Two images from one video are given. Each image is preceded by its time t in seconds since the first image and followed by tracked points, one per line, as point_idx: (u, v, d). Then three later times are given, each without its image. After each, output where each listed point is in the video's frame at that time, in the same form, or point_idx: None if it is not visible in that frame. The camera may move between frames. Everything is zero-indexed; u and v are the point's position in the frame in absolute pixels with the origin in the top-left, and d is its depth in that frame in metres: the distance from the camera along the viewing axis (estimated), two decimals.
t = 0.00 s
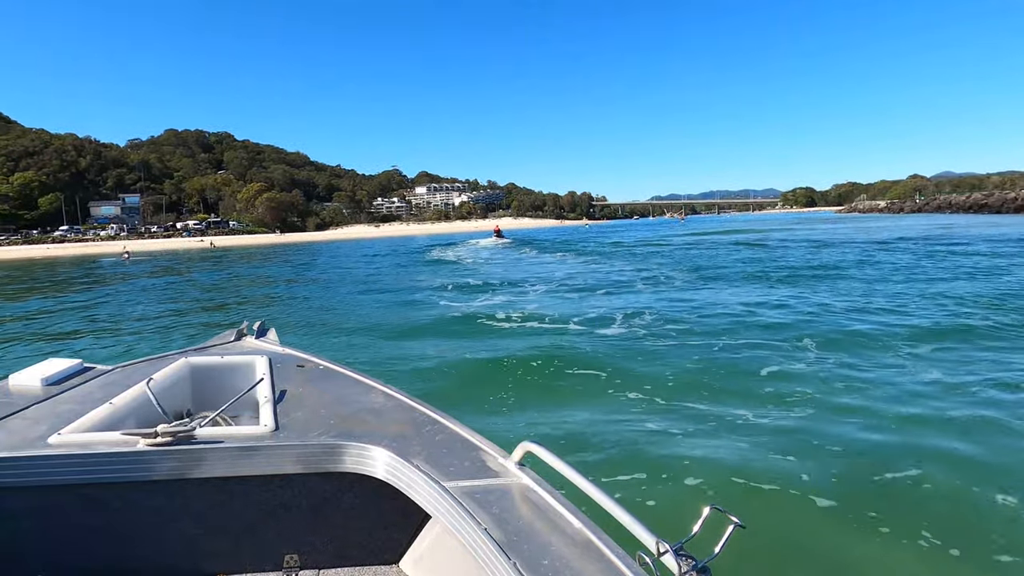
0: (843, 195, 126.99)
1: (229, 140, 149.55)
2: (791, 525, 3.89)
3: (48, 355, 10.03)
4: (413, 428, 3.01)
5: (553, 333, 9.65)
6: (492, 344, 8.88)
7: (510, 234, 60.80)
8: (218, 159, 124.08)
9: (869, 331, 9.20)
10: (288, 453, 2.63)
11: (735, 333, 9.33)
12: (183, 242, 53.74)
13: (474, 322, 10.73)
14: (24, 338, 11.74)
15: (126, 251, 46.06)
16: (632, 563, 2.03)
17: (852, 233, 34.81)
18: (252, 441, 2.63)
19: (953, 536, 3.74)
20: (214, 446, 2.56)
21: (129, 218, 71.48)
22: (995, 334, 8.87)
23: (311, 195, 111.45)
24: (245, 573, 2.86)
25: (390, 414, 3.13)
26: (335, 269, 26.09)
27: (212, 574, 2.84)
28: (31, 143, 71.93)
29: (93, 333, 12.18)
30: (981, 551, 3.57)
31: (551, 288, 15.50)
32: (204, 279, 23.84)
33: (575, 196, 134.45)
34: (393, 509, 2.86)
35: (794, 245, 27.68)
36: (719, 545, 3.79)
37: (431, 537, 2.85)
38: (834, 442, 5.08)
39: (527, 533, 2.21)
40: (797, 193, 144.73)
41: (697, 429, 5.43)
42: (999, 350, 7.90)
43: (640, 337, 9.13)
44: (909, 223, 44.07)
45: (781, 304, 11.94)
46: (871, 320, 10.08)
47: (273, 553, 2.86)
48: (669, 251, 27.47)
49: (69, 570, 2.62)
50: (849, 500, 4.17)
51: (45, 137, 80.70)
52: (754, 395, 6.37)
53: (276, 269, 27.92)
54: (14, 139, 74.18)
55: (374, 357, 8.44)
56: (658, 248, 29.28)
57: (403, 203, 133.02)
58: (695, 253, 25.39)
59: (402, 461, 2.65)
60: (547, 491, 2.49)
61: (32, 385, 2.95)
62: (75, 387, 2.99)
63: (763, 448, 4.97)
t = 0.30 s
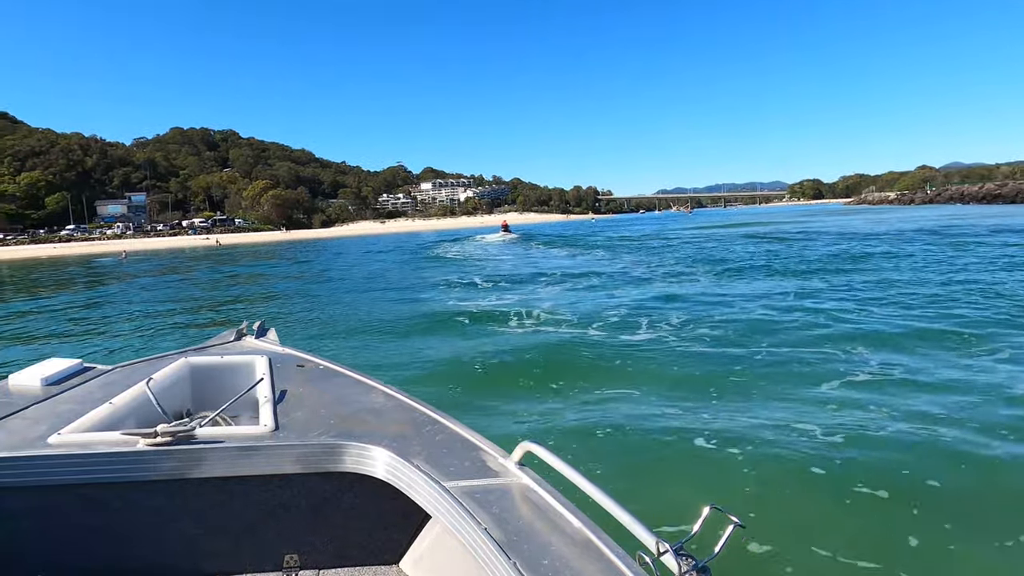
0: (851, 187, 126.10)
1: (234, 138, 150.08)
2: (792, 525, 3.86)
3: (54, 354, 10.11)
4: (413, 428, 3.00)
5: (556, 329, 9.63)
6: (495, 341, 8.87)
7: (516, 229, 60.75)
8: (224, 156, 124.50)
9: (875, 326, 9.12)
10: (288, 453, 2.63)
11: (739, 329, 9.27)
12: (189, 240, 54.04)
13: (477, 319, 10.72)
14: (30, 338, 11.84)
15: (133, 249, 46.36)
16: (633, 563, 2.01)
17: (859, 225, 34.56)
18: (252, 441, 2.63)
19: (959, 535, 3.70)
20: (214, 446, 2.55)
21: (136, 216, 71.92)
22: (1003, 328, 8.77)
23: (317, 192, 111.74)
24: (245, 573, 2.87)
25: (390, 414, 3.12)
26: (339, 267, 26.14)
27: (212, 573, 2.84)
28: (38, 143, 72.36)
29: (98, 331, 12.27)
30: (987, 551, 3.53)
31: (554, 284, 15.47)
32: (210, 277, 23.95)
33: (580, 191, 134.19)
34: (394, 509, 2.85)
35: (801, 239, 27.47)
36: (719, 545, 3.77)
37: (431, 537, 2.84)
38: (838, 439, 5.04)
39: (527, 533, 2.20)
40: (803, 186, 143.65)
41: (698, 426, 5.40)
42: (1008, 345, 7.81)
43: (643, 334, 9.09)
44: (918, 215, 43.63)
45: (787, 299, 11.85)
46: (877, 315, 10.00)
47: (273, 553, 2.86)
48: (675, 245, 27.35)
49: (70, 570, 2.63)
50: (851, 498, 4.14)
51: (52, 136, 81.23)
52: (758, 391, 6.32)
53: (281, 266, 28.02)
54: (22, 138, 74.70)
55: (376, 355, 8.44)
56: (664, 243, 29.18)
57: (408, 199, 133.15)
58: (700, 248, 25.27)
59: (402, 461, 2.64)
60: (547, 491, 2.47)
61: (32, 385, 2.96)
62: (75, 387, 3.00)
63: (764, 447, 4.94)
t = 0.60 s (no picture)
0: (857, 182, 125.44)
1: (238, 137, 150.42)
2: (793, 524, 3.84)
3: (60, 354, 10.19)
4: (413, 428, 2.99)
5: (559, 327, 9.61)
6: (496, 339, 8.87)
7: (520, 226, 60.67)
8: (228, 155, 124.82)
9: (879, 324, 9.07)
10: (288, 453, 2.62)
11: (743, 326, 9.23)
12: (193, 239, 54.20)
13: (479, 317, 10.73)
14: (36, 338, 11.92)
15: (138, 249, 46.53)
16: (632, 563, 2.00)
17: (865, 220, 34.31)
18: (252, 441, 2.63)
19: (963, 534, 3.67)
20: (214, 446, 2.55)
21: (141, 216, 72.22)
22: (1009, 324, 8.70)
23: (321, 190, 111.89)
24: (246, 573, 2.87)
25: (389, 414, 3.11)
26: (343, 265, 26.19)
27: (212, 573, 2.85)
28: (43, 143, 72.70)
29: (102, 331, 12.34)
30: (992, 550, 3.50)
31: (557, 281, 15.45)
32: (214, 276, 24.01)
33: (584, 188, 133.92)
34: (393, 509, 2.85)
35: (806, 234, 27.30)
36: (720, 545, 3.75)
37: (431, 537, 2.84)
38: (840, 438, 5.02)
39: (527, 533, 2.18)
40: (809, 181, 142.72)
41: (700, 425, 5.38)
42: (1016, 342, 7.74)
43: (646, 332, 9.06)
44: (926, 208, 43.22)
45: (791, 296, 11.78)
46: (882, 312, 9.94)
47: (273, 554, 2.86)
48: (679, 241, 27.23)
49: (69, 570, 2.64)
50: (854, 498, 4.12)
51: (58, 137, 81.64)
52: (762, 390, 6.29)
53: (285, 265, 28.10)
54: (26, 140, 74.98)
55: (379, 354, 8.44)
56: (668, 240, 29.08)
57: (412, 197, 133.20)
58: (704, 244, 25.17)
59: (402, 461, 2.63)
60: (547, 491, 2.45)
61: (32, 385, 2.97)
62: (75, 387, 3.01)
63: (766, 446, 4.92)
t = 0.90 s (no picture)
0: (862, 180, 124.92)
1: (242, 132, 150.50)
2: (794, 521, 3.86)
3: (62, 348, 10.22)
4: (413, 428, 2.99)
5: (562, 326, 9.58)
6: (497, 337, 8.87)
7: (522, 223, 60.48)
8: (232, 150, 124.90)
9: (882, 324, 9.02)
10: (288, 453, 2.62)
11: (744, 326, 9.20)
12: (196, 234, 54.31)
13: (480, 315, 10.72)
14: (39, 332, 11.97)
15: (140, 243, 46.63)
16: (633, 563, 1.99)
17: (870, 219, 34.10)
18: (252, 441, 2.62)
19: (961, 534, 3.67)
20: (214, 446, 2.55)
21: (144, 211, 72.36)
22: (1013, 325, 8.65)
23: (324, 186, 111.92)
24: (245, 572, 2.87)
25: (390, 415, 3.10)
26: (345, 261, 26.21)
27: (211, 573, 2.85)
28: (46, 137, 72.84)
29: (105, 325, 12.38)
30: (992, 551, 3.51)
31: (559, 279, 15.42)
32: (217, 271, 24.06)
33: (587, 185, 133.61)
34: (393, 509, 2.84)
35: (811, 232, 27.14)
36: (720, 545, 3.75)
37: (431, 537, 2.83)
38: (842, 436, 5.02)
39: (527, 533, 2.18)
40: (813, 177, 141.61)
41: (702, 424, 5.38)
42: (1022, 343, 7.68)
43: (647, 331, 9.04)
44: (933, 207, 42.89)
45: (793, 295, 11.74)
46: (885, 312, 9.90)
47: (273, 553, 2.86)
48: (682, 239, 27.12)
49: (69, 570, 2.64)
50: (856, 498, 4.11)
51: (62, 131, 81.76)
52: (763, 389, 6.26)
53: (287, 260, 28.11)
54: (30, 133, 75.09)
55: (380, 351, 8.45)
56: (671, 237, 28.98)
57: (415, 193, 133.10)
58: (708, 242, 25.05)
59: (402, 461, 2.63)
60: (547, 491, 2.45)
61: (32, 385, 2.96)
62: (75, 387, 3.01)
63: (766, 445, 4.92)
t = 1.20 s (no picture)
0: (863, 177, 125.13)
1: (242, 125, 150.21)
2: (796, 521, 3.87)
3: (62, 340, 10.23)
4: (413, 428, 2.99)
5: (562, 324, 9.57)
6: (496, 335, 8.88)
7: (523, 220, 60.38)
8: (231, 143, 124.57)
9: (881, 323, 9.03)
10: (288, 453, 2.63)
11: (743, 324, 9.21)
12: (194, 226, 54.18)
13: (478, 312, 10.73)
14: (38, 323, 11.96)
15: (138, 235, 46.56)
16: (632, 563, 2.00)
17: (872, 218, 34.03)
18: (252, 441, 2.62)
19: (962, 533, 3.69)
20: (214, 446, 2.55)
21: (142, 203, 72.20)
22: (1013, 326, 8.65)
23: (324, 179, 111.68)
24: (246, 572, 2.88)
25: (390, 414, 3.11)
26: (345, 255, 26.16)
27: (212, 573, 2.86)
28: (45, 127, 72.56)
29: (104, 318, 12.37)
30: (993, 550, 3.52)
31: (560, 276, 15.39)
32: (215, 264, 24.03)
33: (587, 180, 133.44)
34: (393, 509, 2.85)
35: (813, 231, 27.07)
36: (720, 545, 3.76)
37: (431, 537, 2.83)
38: (843, 436, 5.03)
39: (527, 533, 2.18)
40: (814, 174, 141.30)
41: (703, 424, 5.38)
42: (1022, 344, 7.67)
43: (646, 329, 9.04)
44: (937, 207, 42.76)
45: (792, 293, 11.74)
46: (884, 311, 9.90)
47: (273, 553, 2.87)
48: (683, 237, 27.07)
49: (68, 570, 2.65)
50: (857, 498, 4.12)
51: (60, 121, 81.47)
52: (763, 389, 6.25)
53: (287, 253, 28.08)
54: (28, 124, 74.78)
55: (380, 348, 8.45)
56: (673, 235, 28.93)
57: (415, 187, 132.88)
58: (709, 240, 25.02)
59: (402, 461, 2.63)
60: (547, 490, 2.45)
61: (32, 385, 2.96)
62: (75, 387, 3.01)
63: (763, 444, 4.94)
